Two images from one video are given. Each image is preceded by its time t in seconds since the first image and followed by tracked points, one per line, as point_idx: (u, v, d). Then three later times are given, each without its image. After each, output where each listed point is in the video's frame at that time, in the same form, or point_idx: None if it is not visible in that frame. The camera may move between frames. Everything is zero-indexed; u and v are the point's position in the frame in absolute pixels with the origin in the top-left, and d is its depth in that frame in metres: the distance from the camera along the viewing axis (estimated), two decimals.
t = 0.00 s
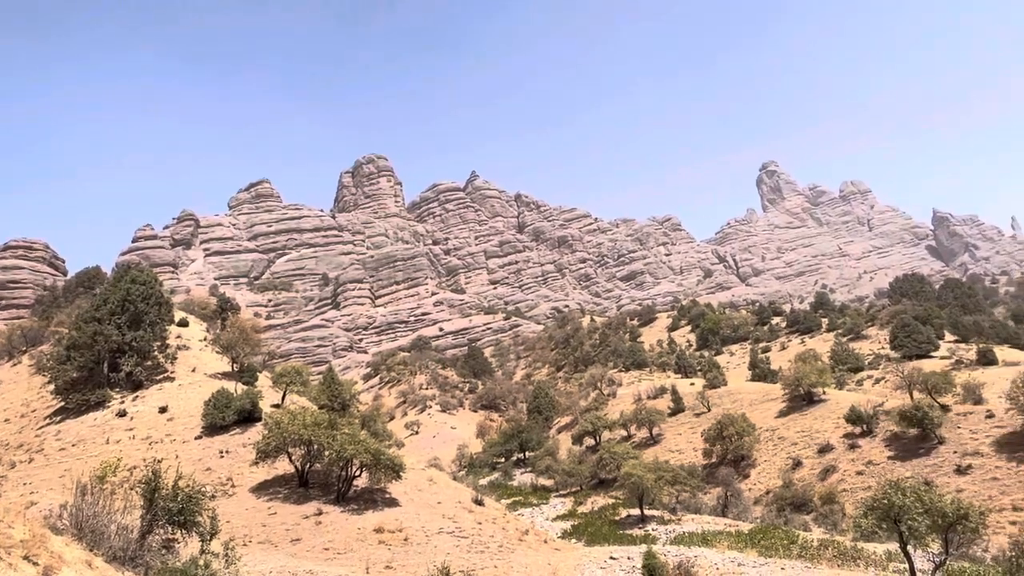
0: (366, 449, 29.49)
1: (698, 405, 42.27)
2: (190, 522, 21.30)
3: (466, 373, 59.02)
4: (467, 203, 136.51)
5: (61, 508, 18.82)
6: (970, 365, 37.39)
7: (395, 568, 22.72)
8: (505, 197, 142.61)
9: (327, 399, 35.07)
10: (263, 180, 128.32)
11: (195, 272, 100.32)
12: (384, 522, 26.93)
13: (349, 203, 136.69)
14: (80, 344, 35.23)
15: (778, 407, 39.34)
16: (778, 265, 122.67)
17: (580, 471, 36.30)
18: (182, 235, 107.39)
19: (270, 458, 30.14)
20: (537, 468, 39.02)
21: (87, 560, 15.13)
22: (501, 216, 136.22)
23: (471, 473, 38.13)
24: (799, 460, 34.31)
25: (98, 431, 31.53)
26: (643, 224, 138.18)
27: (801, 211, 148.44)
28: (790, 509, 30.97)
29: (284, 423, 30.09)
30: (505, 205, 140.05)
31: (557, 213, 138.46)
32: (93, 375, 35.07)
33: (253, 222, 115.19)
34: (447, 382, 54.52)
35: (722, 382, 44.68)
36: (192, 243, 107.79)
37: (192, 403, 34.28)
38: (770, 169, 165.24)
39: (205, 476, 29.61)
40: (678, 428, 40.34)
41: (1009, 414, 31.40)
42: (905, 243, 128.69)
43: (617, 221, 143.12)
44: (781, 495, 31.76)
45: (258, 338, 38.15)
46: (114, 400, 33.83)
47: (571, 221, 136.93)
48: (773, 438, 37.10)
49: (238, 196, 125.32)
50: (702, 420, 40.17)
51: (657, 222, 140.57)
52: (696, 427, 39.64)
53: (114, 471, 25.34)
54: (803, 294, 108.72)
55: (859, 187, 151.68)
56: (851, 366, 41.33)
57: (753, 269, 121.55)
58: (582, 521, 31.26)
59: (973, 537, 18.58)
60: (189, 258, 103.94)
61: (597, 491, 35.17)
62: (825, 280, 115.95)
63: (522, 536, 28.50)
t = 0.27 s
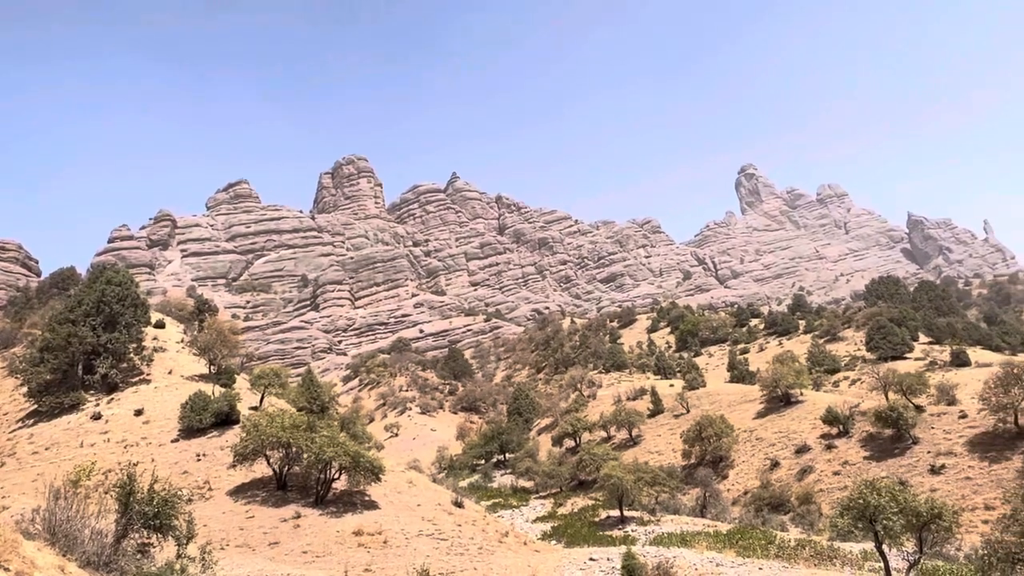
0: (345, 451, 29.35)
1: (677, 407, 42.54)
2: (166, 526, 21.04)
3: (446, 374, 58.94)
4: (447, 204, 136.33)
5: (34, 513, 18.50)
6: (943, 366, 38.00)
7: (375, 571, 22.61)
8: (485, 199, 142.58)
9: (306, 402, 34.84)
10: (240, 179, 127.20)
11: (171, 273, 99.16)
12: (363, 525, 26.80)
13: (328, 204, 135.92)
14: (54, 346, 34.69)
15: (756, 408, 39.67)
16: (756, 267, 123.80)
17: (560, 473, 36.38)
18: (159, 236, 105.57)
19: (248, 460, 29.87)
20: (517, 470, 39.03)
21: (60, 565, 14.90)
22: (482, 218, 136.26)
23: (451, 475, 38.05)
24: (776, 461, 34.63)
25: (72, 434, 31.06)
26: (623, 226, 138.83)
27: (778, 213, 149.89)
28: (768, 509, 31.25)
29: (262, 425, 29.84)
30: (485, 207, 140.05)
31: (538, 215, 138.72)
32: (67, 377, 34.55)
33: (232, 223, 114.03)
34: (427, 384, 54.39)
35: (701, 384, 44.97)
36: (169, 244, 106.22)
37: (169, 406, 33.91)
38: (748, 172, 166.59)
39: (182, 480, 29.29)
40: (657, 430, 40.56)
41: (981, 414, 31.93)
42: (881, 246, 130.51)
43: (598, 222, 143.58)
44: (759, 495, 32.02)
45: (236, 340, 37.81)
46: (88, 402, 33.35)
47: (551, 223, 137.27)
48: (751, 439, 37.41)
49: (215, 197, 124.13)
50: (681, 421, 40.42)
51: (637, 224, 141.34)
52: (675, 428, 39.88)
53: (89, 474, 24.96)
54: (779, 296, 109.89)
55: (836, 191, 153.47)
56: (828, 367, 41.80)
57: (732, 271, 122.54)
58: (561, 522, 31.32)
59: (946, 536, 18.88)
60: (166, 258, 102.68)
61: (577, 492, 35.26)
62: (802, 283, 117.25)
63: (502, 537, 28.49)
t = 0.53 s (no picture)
0: (332, 454, 29.21)
1: (664, 409, 42.67)
2: (149, 531, 20.88)
3: (433, 377, 58.81)
4: (434, 206, 136.13)
5: (16, 518, 18.27)
6: (927, 368, 38.35)
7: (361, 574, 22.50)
8: (472, 202, 142.49)
9: (292, 404, 34.65)
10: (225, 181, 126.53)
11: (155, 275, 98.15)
12: (349, 528, 26.69)
13: (314, 205, 135.40)
14: (37, 349, 34.29)
15: (742, 410, 39.85)
16: (742, 270, 124.46)
17: (547, 475, 36.41)
18: (143, 238, 104.36)
19: (233, 464, 29.65)
20: (504, 473, 38.99)
21: (41, 570, 14.73)
22: (469, 220, 136.21)
23: (438, 478, 37.97)
24: (762, 462, 34.81)
25: (54, 438, 30.71)
26: (610, 228, 139.18)
27: (764, 217, 150.85)
28: (753, 511, 31.39)
29: (247, 429, 29.62)
30: (472, 210, 139.98)
31: (524, 218, 138.86)
32: (50, 380, 34.15)
33: (217, 225, 113.15)
34: (414, 386, 54.25)
35: (688, 386, 45.12)
36: (153, 246, 105.16)
37: (154, 409, 33.64)
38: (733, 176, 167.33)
39: (166, 483, 29.04)
40: (643, 432, 40.67)
41: (964, 416, 32.22)
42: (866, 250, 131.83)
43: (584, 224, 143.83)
44: (745, 497, 32.17)
45: (221, 343, 37.45)
46: (71, 406, 32.97)
47: (538, 226, 137.43)
48: (737, 441, 37.58)
49: (200, 198, 123.35)
50: (667, 423, 40.56)
51: (623, 227, 141.80)
52: (662, 431, 40.02)
53: (71, 479, 24.65)
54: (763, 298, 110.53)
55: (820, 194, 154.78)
56: (813, 369, 42.06)
57: (718, 273, 123.12)
58: (548, 525, 31.33)
59: (928, 537, 19.06)
60: (149, 260, 101.62)
61: (564, 495, 35.29)
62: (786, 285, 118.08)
63: (488, 540, 28.45)
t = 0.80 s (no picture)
0: (294, 484, 23.82)
1: (679, 432, 37.59)
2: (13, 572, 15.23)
3: (411, 396, 53.66)
4: (412, 196, 131.29)
5: None
6: (985, 385, 33.25)
7: None
8: (455, 189, 137.74)
9: (247, 427, 29.68)
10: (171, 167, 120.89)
11: (85, 276, 92.70)
12: (312, 572, 21.59)
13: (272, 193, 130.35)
14: None
15: (771, 434, 34.74)
16: (770, 269, 119.54)
17: (544, 510, 31.37)
18: (72, 233, 98.74)
19: (176, 497, 23.89)
20: (494, 507, 33.95)
21: None
22: (453, 212, 131.28)
23: (417, 514, 32.95)
24: (794, 494, 29.66)
25: None
26: (615, 223, 133.95)
27: (796, 207, 145.70)
28: (785, 550, 26.16)
29: (194, 455, 23.87)
30: (457, 199, 135.01)
31: (517, 209, 133.79)
32: None
33: (158, 218, 107.75)
34: (389, 406, 49.27)
35: (707, 406, 40.03)
36: (85, 242, 99.75)
37: (82, 433, 28.50)
38: (762, 160, 161.66)
39: (97, 521, 23.32)
40: (655, 459, 35.63)
41: None
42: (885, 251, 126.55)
43: (587, 220, 138.57)
44: (775, 533, 26.95)
45: (164, 355, 33.12)
46: None
47: (534, 219, 132.49)
48: (765, 469, 32.46)
49: (142, 185, 117.53)
50: (684, 448, 35.48)
51: (631, 220, 136.44)
52: (677, 457, 34.96)
53: None
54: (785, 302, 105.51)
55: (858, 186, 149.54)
56: (853, 387, 36.97)
57: (742, 274, 118.38)
58: (546, 568, 26.26)
59: None
60: (80, 258, 96.07)
61: (563, 532, 30.20)
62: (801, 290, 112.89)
63: None
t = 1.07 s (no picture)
0: (290, 489, 24.15)
1: (673, 436, 37.96)
2: None
3: (409, 400, 54.13)
4: (410, 203, 131.83)
5: None
6: (976, 390, 33.53)
7: None
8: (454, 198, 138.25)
9: (243, 432, 30.11)
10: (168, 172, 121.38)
11: (84, 280, 93.15)
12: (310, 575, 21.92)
13: (271, 200, 130.96)
14: None
15: (764, 438, 35.05)
16: (763, 277, 119.30)
17: (539, 513, 31.68)
18: (69, 238, 99.22)
19: (174, 501, 24.23)
20: (490, 510, 34.29)
21: None
22: (450, 219, 131.86)
23: (413, 517, 33.31)
24: (788, 498, 29.92)
25: None
26: (612, 229, 134.42)
27: (788, 214, 146.06)
28: (778, 554, 26.43)
29: (191, 460, 24.20)
30: (454, 207, 135.61)
31: (513, 216, 134.35)
32: None
33: (156, 223, 108.25)
34: (386, 410, 49.66)
35: (701, 411, 40.39)
36: (83, 247, 100.23)
37: (79, 439, 28.91)
38: (755, 168, 162.21)
39: (95, 526, 23.68)
40: (649, 463, 35.96)
41: (1020, 444, 26.50)
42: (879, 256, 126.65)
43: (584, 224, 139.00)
44: (767, 537, 27.21)
45: (159, 361, 33.74)
46: None
47: (530, 226, 133.02)
48: (758, 474, 32.78)
49: (139, 190, 117.93)
50: (678, 452, 35.80)
51: (627, 227, 136.96)
52: (671, 461, 35.28)
53: None
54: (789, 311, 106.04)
55: (852, 194, 150.02)
56: (846, 393, 37.29)
57: (735, 281, 118.39)
58: (540, 571, 26.55)
59: None
60: (78, 262, 96.44)
61: (558, 535, 30.51)
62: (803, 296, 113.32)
63: None
